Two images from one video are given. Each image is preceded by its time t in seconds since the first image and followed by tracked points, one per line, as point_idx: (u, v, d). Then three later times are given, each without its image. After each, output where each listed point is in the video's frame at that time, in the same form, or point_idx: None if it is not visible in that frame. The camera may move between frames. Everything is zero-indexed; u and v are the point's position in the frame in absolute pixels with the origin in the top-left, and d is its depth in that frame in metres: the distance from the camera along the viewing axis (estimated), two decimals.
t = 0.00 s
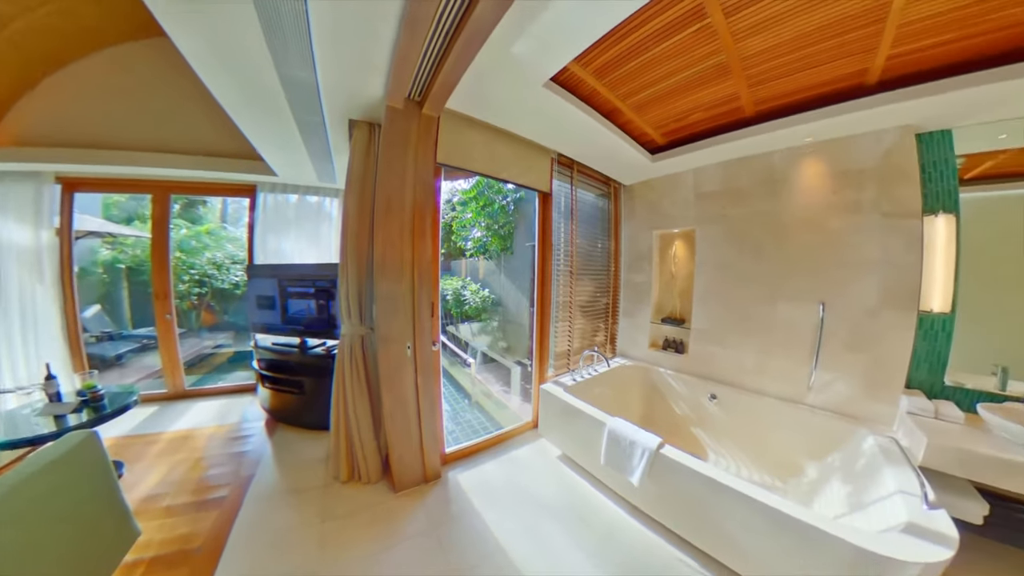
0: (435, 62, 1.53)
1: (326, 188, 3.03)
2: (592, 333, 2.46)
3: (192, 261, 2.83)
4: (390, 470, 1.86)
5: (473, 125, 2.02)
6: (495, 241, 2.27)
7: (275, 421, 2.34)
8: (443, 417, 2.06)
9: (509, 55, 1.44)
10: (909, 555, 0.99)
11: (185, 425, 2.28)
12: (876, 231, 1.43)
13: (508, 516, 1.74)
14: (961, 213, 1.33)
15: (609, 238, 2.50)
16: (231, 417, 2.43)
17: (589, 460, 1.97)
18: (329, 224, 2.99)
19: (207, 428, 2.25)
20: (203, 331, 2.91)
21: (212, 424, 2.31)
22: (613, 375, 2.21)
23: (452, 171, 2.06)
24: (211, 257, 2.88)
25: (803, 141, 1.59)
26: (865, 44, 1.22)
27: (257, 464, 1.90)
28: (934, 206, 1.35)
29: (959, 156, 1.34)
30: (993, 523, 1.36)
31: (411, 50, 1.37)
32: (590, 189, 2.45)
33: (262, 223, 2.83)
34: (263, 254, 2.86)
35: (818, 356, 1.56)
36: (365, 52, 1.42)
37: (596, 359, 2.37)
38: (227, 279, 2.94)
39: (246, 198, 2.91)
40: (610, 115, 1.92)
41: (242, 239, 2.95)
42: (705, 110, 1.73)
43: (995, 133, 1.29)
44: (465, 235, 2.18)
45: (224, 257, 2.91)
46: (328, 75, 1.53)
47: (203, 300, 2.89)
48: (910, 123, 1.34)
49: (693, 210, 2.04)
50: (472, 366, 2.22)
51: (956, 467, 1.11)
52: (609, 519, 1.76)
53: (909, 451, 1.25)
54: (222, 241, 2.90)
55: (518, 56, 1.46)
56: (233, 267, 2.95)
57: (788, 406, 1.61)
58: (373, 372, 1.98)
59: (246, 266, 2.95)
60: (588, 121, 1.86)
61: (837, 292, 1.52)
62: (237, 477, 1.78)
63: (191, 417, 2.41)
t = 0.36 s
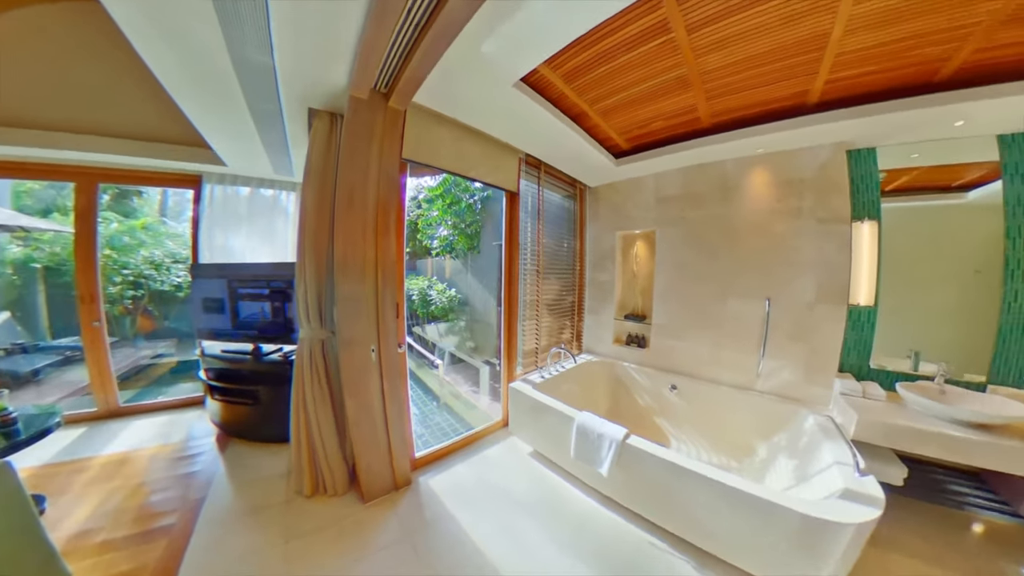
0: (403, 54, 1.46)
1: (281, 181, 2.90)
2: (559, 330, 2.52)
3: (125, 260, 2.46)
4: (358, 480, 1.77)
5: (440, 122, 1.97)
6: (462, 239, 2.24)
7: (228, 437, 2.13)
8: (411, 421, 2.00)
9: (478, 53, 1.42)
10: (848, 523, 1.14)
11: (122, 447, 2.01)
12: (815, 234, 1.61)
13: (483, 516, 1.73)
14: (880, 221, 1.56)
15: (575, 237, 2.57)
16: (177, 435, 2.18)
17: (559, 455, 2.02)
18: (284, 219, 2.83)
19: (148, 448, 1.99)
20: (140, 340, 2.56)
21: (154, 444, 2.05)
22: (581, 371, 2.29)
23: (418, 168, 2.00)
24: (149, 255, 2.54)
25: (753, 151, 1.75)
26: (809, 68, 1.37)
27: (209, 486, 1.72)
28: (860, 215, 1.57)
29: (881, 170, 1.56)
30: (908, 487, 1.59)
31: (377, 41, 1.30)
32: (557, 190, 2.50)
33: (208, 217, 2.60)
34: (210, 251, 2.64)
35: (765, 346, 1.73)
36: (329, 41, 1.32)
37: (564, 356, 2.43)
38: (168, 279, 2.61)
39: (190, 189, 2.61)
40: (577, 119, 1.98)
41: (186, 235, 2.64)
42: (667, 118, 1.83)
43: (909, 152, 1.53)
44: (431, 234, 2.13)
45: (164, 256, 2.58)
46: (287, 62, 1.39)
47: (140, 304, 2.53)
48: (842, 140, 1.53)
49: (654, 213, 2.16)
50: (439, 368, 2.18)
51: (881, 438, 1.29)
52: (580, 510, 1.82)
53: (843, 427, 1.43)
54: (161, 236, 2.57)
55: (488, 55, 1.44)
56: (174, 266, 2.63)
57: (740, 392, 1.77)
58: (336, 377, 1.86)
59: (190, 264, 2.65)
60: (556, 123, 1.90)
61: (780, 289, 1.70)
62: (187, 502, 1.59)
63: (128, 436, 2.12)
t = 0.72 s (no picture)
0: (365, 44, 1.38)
1: (223, 170, 2.56)
2: (523, 329, 2.55)
3: (29, 259, 1.82)
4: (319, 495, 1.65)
5: (403, 115, 1.88)
6: (424, 238, 2.17)
7: (167, 459, 1.88)
8: (375, 427, 1.90)
9: (445, 48, 1.38)
10: (788, 492, 1.29)
11: (33, 482, 1.66)
12: (757, 237, 1.79)
13: (456, 520, 1.70)
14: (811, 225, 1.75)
15: (538, 237, 2.61)
16: (105, 463, 1.85)
17: (527, 451, 2.05)
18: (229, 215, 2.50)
19: (68, 480, 1.68)
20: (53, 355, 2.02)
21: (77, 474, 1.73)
22: (547, 367, 2.34)
23: (378, 162, 1.90)
24: (63, 252, 1.92)
25: (703, 160, 1.90)
26: (754, 87, 1.52)
27: (148, 517, 1.50)
28: (795, 219, 1.76)
29: (812, 181, 1.77)
30: (837, 456, 1.82)
31: (338, 26, 1.21)
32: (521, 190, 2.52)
33: (138, 208, 2.17)
34: (139, 247, 2.24)
35: (715, 338, 1.90)
36: (285, 23, 1.21)
37: (528, 354, 2.47)
38: (88, 282, 2.02)
39: (114, 176, 2.16)
40: (543, 121, 2.01)
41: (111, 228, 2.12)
42: (627, 126, 1.93)
43: (835, 167, 1.75)
44: (391, 231, 2.04)
45: (84, 253, 2.00)
46: (242, 41, 1.26)
47: (51, 311, 1.95)
48: (780, 154, 1.73)
49: (613, 214, 2.27)
50: (402, 371, 2.10)
51: (813, 415, 1.48)
52: (550, 503, 1.86)
53: (782, 407, 1.62)
54: (78, 229, 1.98)
55: (455, 50, 1.40)
56: (97, 266, 2.05)
57: (694, 381, 1.93)
58: (290, 386, 1.71)
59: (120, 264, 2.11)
60: (521, 123, 1.91)
61: (727, 286, 1.87)
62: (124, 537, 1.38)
63: (41, 469, 1.76)
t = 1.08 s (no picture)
0: (326, 28, 1.27)
1: (158, 154, 1.52)
2: (488, 328, 2.53)
3: None
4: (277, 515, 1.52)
5: (364, 106, 1.77)
6: (384, 236, 2.08)
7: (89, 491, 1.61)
8: (335, 437, 1.79)
9: (413, 38, 1.32)
10: (740, 469, 1.44)
11: None
12: (708, 239, 1.96)
13: (427, 526, 1.65)
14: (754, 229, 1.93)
15: (502, 236, 2.61)
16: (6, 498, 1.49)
17: (496, 450, 2.05)
18: (153, 203, 1.46)
19: None
20: None
21: None
22: (512, 365, 2.36)
23: (335, 155, 1.77)
24: None
25: (659, 166, 2.04)
26: (706, 101, 1.66)
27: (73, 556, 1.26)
28: (739, 223, 1.93)
29: (754, 190, 1.95)
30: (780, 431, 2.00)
31: (297, 6, 1.10)
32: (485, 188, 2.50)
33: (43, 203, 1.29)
34: (48, 244, 1.32)
35: (670, 332, 2.04)
36: None
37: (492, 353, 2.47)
38: None
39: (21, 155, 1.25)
40: (509, 121, 2.01)
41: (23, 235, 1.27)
42: (590, 130, 2.00)
43: (773, 177, 1.94)
44: (350, 229, 1.92)
45: None
46: (190, 17, 1.12)
47: None
48: (727, 164, 1.90)
49: (575, 215, 2.35)
50: (363, 376, 1.99)
51: (757, 397, 1.66)
52: (521, 500, 1.88)
53: (730, 392, 1.79)
54: None
55: (422, 42, 1.35)
56: None
57: (653, 372, 2.06)
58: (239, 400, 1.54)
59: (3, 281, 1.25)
60: (487, 121, 1.91)
61: (680, 283, 2.03)
62: None
63: None
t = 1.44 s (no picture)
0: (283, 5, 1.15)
1: (74, 135, 1.23)
2: (452, 328, 2.49)
3: None
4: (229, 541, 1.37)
5: (321, 94, 1.64)
6: (341, 233, 1.95)
7: None
8: (292, 451, 1.65)
9: (377, 25, 1.24)
10: (696, 451, 1.57)
11: None
12: (664, 240, 2.10)
13: (398, 534, 1.59)
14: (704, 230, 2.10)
15: (465, 235, 2.58)
16: None
17: (464, 451, 2.02)
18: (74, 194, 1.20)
19: None
20: None
21: None
22: (478, 365, 2.34)
23: (288, 145, 1.62)
24: None
25: (619, 170, 2.15)
26: (663, 111, 1.78)
27: None
28: (692, 225, 2.10)
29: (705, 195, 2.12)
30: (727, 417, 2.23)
31: None
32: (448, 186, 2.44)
33: None
34: None
35: (629, 327, 2.16)
36: None
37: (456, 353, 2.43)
38: None
39: None
40: (474, 118, 1.99)
41: None
42: (554, 132, 2.05)
43: (722, 183, 2.12)
44: (303, 225, 1.78)
45: None
46: None
47: None
48: (680, 170, 2.05)
49: (539, 215, 2.38)
50: (321, 384, 1.85)
51: (708, 384, 1.81)
52: (491, 499, 1.88)
53: (684, 380, 1.95)
54: None
55: (387, 31, 1.28)
56: None
57: (613, 366, 2.16)
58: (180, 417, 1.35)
59: None
60: (452, 118, 1.86)
61: (638, 281, 2.15)
62: None
63: None
